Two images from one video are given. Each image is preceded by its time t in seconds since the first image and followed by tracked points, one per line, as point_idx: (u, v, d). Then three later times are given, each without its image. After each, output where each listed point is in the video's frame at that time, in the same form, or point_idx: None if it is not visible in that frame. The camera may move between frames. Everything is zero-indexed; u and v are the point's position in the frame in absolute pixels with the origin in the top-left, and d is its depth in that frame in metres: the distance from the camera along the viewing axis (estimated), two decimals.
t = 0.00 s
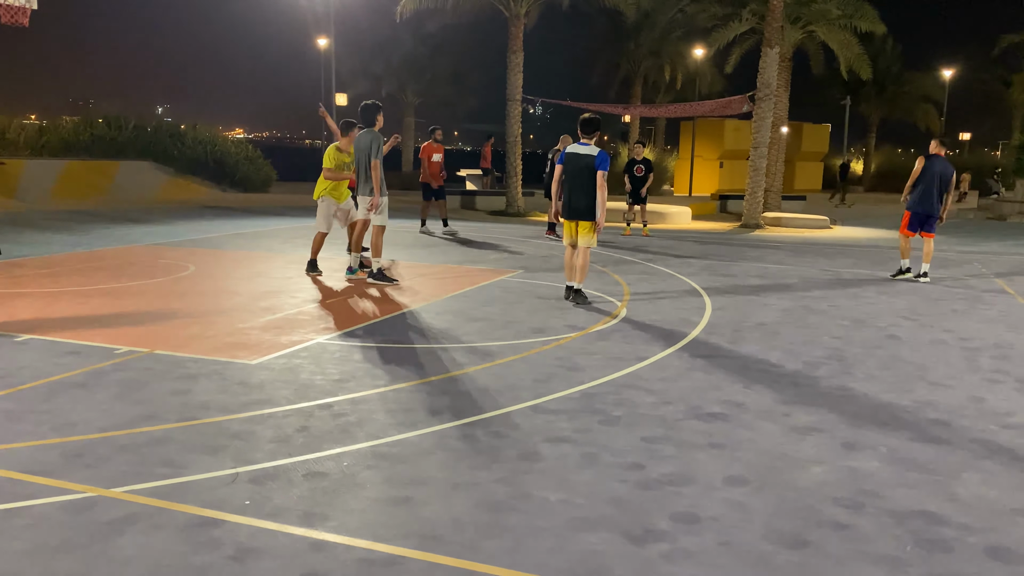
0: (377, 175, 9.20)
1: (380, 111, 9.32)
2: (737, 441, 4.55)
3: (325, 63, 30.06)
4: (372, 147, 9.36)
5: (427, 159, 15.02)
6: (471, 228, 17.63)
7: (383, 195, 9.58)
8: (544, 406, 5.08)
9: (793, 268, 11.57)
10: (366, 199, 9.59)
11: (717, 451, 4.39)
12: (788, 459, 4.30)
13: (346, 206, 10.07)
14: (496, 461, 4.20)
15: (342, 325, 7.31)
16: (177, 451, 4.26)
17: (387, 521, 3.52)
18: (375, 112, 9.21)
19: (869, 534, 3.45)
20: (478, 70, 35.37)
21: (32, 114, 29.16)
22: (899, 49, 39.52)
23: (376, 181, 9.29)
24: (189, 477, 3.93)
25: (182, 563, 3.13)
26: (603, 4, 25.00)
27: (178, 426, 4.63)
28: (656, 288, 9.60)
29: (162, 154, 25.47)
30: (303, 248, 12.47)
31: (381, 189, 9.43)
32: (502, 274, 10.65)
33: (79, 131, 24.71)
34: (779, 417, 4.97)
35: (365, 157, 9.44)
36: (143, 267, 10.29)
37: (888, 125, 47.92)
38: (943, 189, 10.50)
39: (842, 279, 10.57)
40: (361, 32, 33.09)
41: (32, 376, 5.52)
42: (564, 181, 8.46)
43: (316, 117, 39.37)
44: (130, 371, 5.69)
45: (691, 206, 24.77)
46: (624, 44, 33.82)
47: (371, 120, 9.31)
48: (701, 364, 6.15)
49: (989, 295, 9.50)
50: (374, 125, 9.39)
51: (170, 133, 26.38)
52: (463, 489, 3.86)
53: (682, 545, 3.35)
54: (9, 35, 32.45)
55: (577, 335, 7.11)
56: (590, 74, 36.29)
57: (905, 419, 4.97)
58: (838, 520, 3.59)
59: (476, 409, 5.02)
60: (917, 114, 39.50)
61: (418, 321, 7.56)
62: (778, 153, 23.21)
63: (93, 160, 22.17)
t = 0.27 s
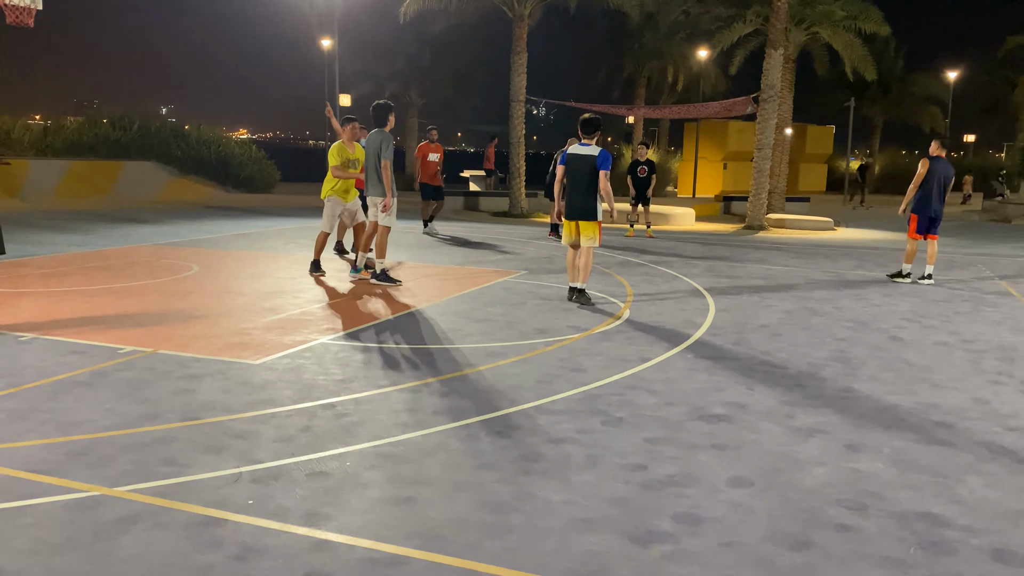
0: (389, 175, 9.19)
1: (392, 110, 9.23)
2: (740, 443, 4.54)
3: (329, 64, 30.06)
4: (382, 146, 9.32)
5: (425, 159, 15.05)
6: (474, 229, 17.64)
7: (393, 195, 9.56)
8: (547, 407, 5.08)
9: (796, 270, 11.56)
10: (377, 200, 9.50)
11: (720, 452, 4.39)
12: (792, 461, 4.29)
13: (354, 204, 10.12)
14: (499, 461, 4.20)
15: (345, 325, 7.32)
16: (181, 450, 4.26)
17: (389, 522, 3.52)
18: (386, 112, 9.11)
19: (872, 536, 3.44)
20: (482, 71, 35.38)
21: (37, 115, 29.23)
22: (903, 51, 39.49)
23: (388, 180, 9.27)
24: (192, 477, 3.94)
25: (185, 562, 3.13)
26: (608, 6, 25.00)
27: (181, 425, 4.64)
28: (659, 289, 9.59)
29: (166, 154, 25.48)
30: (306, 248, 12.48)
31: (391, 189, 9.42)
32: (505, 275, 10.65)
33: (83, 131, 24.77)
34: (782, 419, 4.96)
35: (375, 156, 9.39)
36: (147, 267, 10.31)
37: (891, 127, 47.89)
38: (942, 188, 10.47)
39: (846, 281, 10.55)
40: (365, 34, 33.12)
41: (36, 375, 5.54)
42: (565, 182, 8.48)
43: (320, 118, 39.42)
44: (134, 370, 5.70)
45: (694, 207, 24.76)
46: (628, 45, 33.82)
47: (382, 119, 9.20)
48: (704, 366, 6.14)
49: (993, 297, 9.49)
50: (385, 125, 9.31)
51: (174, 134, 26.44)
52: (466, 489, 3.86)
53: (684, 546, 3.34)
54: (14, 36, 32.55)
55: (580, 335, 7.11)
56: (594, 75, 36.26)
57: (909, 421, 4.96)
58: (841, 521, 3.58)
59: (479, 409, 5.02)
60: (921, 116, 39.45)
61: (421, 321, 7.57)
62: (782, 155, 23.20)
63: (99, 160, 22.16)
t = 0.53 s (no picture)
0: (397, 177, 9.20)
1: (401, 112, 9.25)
2: (746, 444, 4.54)
3: (333, 65, 30.09)
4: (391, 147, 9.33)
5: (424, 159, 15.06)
6: (478, 230, 17.65)
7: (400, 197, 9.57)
8: (552, 407, 5.08)
9: (801, 271, 11.55)
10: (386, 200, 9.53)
11: (725, 453, 4.39)
12: (797, 462, 4.29)
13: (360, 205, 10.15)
14: (504, 462, 4.20)
15: (349, 326, 7.32)
16: (186, 450, 4.27)
17: (394, 522, 3.53)
18: (396, 113, 9.14)
19: (876, 538, 3.44)
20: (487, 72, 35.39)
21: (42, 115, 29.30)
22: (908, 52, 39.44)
23: (395, 182, 9.28)
24: (198, 476, 3.95)
25: (191, 562, 3.14)
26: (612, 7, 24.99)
27: (187, 425, 4.65)
28: (663, 290, 9.59)
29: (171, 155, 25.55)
30: (311, 249, 12.50)
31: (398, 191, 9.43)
32: (509, 276, 10.66)
33: (88, 131, 24.83)
34: (786, 421, 4.96)
35: (383, 158, 9.41)
36: (152, 267, 10.33)
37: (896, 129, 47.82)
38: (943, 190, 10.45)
39: (850, 283, 10.54)
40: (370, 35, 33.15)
41: (43, 375, 5.55)
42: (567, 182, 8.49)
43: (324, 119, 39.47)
44: (140, 370, 5.71)
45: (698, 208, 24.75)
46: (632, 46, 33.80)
47: (391, 121, 9.22)
48: (709, 367, 6.14)
49: (998, 300, 9.47)
50: (394, 126, 9.32)
51: (179, 134, 26.50)
52: (471, 489, 3.86)
53: (689, 548, 3.34)
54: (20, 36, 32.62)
55: (584, 337, 7.11)
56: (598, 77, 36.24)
57: (914, 423, 4.95)
58: (846, 523, 3.58)
59: (484, 410, 5.03)
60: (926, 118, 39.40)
61: (425, 322, 7.57)
62: (786, 157, 23.19)
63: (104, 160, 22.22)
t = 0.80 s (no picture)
0: (403, 180, 9.20)
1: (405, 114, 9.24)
2: (752, 447, 4.54)
3: (338, 68, 30.13)
4: (395, 150, 9.33)
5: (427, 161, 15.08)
6: (483, 231, 17.66)
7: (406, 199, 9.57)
8: (557, 410, 5.08)
9: (805, 274, 11.53)
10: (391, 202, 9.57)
11: (731, 457, 4.39)
12: (803, 466, 4.28)
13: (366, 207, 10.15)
14: (509, 464, 4.20)
15: (354, 327, 7.32)
16: (192, 451, 4.28)
17: (400, 524, 3.54)
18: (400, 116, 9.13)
19: (883, 542, 3.44)
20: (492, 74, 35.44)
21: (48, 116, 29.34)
22: (913, 55, 39.40)
23: (401, 185, 9.28)
24: (205, 478, 3.96)
25: (198, 563, 3.14)
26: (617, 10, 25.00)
27: (193, 427, 4.66)
28: (667, 292, 9.58)
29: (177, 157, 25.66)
30: (315, 250, 12.52)
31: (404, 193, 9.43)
32: (513, 278, 10.65)
33: (94, 132, 24.91)
34: (792, 424, 4.96)
35: (388, 160, 9.45)
36: (159, 268, 10.36)
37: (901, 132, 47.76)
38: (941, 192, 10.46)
39: (854, 285, 10.53)
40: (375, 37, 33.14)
41: (50, 375, 5.57)
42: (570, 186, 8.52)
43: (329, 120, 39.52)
44: (146, 372, 5.73)
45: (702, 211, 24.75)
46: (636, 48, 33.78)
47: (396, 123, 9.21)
48: (714, 370, 6.13)
49: (1004, 302, 9.46)
50: (399, 127, 9.32)
51: (184, 136, 26.57)
52: (477, 492, 3.87)
53: (695, 551, 3.34)
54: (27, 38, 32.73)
55: (589, 339, 7.11)
56: (603, 79, 36.23)
57: (919, 426, 4.95)
58: (852, 526, 3.58)
59: (489, 412, 5.03)
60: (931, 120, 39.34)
61: (430, 323, 7.58)
62: (791, 159, 23.16)
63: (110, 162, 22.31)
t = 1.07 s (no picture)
0: (405, 183, 9.15)
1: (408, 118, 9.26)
2: (759, 452, 4.53)
3: (344, 71, 30.19)
4: (401, 154, 9.38)
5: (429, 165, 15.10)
6: (488, 234, 17.67)
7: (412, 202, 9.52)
8: (563, 414, 5.08)
9: (811, 277, 11.51)
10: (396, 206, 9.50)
11: (738, 461, 4.38)
12: (811, 471, 4.27)
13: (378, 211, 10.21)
14: (516, 469, 4.20)
15: (360, 331, 7.33)
16: (200, 455, 4.29)
17: (407, 528, 3.53)
18: (402, 120, 9.13)
19: (891, 548, 3.42)
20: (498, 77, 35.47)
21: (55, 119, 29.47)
22: (919, 58, 39.33)
23: (405, 187, 9.23)
24: (212, 481, 3.96)
25: (205, 567, 3.15)
26: (623, 13, 24.98)
27: (200, 430, 4.67)
28: (674, 296, 9.56)
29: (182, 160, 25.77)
30: (321, 253, 12.55)
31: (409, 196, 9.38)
32: (519, 281, 10.65)
33: (101, 135, 25.02)
34: (800, 428, 4.94)
35: (392, 164, 9.46)
36: (165, 271, 10.39)
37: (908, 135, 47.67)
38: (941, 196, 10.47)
39: (861, 289, 10.50)
40: (381, 39, 33.20)
41: (57, 378, 5.59)
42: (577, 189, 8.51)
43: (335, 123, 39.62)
44: (153, 375, 5.74)
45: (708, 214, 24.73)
46: (642, 51, 33.77)
47: (399, 127, 9.22)
48: (721, 374, 6.12)
49: (1012, 307, 9.42)
50: (403, 132, 9.36)
51: (190, 138, 26.67)
52: (483, 496, 3.86)
53: (703, 557, 3.33)
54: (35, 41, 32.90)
55: (595, 342, 7.10)
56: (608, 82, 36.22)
57: (927, 431, 4.93)
58: (860, 532, 3.57)
59: (496, 416, 5.03)
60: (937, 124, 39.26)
61: (436, 327, 7.58)
62: (797, 163, 23.14)
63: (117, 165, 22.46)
